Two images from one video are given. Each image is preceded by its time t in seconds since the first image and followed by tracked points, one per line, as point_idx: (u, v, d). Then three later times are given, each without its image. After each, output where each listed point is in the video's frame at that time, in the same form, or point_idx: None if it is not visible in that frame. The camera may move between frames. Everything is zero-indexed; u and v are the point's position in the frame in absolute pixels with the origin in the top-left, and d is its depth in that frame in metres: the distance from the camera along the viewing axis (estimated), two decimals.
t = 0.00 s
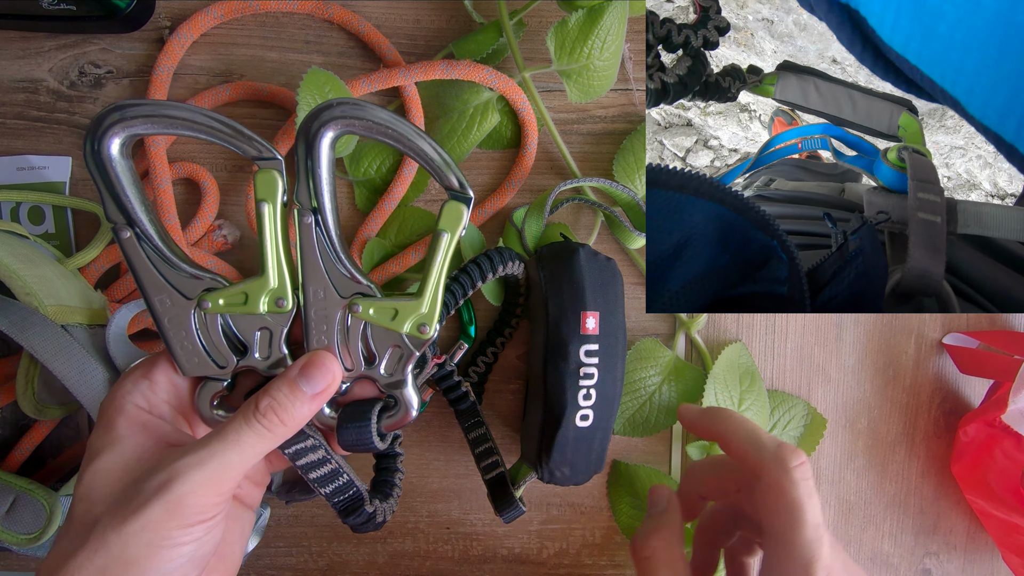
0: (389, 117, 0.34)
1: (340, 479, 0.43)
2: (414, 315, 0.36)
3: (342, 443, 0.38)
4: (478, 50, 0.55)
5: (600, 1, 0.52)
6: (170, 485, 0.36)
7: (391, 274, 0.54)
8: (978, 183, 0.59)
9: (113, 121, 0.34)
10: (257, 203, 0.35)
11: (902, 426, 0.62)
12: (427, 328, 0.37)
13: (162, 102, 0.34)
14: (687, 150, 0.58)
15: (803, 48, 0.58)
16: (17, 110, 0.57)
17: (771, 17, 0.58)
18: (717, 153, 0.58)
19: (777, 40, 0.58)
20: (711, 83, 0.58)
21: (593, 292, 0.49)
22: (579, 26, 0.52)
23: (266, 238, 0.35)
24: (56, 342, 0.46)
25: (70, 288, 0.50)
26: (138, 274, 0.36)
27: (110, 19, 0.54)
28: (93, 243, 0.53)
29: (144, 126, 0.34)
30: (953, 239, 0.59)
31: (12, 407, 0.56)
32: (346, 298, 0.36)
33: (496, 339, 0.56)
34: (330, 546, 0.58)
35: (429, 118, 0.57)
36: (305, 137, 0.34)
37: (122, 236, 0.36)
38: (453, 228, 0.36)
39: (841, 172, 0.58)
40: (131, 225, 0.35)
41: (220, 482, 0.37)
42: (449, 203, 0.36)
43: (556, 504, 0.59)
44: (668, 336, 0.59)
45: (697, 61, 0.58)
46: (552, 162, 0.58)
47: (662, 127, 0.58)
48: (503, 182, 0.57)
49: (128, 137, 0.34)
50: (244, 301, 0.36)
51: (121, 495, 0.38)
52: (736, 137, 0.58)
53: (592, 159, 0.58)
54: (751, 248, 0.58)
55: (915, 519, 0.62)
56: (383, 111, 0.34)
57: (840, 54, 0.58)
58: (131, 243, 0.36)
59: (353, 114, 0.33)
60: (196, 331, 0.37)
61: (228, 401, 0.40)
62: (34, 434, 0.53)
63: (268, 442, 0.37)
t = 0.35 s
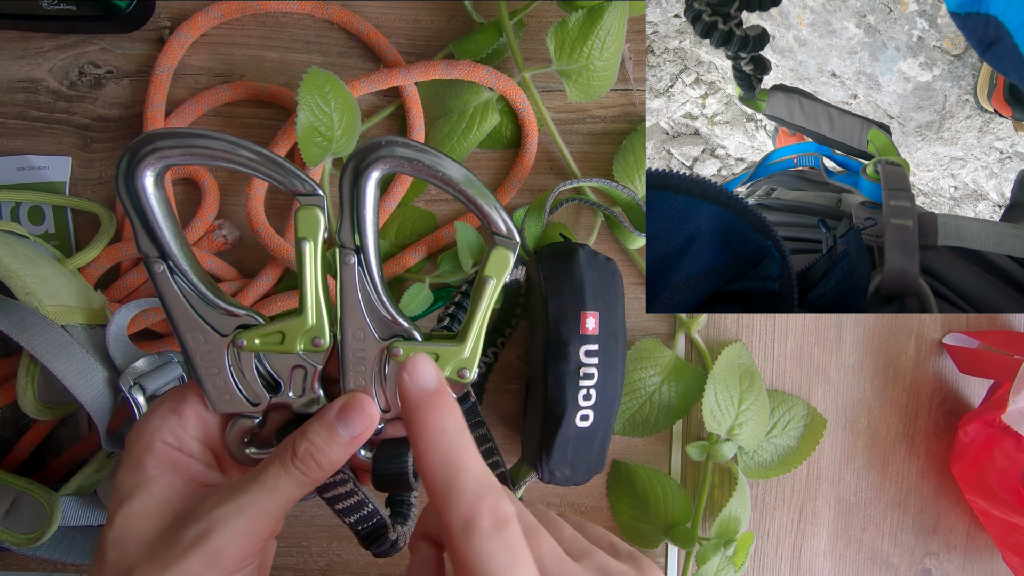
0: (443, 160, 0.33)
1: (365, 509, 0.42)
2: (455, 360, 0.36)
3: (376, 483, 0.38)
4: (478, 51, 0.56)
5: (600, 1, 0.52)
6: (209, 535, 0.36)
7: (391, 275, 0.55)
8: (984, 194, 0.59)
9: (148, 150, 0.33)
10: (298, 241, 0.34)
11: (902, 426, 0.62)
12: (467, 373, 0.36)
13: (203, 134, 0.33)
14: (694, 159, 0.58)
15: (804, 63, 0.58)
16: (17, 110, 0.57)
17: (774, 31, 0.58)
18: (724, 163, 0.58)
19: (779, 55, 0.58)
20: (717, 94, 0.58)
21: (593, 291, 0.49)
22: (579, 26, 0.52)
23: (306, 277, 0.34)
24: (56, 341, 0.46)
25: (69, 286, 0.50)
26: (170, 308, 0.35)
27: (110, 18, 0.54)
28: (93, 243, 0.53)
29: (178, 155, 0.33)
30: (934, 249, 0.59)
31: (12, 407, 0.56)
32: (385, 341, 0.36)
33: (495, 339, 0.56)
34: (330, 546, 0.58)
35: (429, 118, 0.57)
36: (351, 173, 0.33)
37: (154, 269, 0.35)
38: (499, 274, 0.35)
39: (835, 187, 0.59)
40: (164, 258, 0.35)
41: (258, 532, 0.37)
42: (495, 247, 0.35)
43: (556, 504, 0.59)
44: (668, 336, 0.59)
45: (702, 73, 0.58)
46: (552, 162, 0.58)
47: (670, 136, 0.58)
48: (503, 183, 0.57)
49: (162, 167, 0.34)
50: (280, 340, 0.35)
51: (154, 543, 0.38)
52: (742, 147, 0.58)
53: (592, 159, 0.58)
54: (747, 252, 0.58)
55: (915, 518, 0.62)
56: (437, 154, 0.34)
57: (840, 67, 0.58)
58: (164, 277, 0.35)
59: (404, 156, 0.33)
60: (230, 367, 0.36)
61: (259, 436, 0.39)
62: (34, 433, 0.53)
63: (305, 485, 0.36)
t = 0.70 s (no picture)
0: (477, 163, 0.33)
1: (382, 507, 0.42)
2: (483, 364, 0.35)
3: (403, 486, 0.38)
4: (477, 51, 0.55)
5: (601, 1, 0.51)
6: (239, 532, 0.37)
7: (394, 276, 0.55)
8: (987, 214, 0.60)
9: (190, 145, 0.32)
10: (334, 240, 0.33)
11: (902, 426, 0.62)
12: (495, 377, 0.36)
13: (246, 132, 0.32)
14: (694, 180, 0.59)
15: (804, 88, 0.59)
16: (17, 110, 0.57)
17: (773, 57, 0.59)
18: (724, 184, 0.58)
19: (779, 80, 0.59)
20: (717, 116, 0.58)
21: (593, 291, 0.49)
22: (579, 26, 0.52)
23: (341, 275, 0.34)
24: (56, 341, 0.46)
25: (69, 286, 0.50)
26: (204, 304, 0.35)
27: (110, 18, 0.54)
28: (93, 243, 0.53)
29: (220, 153, 0.32)
30: (932, 261, 0.60)
31: (12, 407, 0.56)
32: (415, 343, 0.35)
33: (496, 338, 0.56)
34: (330, 546, 0.58)
35: (430, 118, 0.57)
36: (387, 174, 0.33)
37: (191, 263, 0.34)
38: (530, 280, 0.35)
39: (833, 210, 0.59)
40: (201, 253, 0.34)
41: (285, 528, 0.38)
42: (526, 255, 0.35)
43: (556, 504, 0.59)
44: (668, 336, 0.59)
45: (703, 96, 0.58)
46: (552, 161, 0.58)
47: (670, 158, 0.58)
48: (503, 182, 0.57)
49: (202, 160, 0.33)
50: (312, 339, 0.35)
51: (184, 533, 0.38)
52: (742, 168, 0.59)
53: (592, 159, 0.58)
54: (747, 272, 0.59)
55: (914, 518, 0.62)
56: (473, 158, 0.33)
57: (840, 92, 0.59)
58: (200, 272, 0.34)
59: (442, 161, 0.32)
60: (260, 364, 0.36)
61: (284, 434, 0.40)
62: (35, 434, 0.53)
63: (334, 484, 0.37)
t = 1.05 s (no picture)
0: (468, 164, 0.33)
1: (380, 507, 0.42)
2: (473, 360, 0.35)
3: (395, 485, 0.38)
4: (479, 50, 0.55)
5: (601, 1, 0.51)
6: (231, 530, 0.37)
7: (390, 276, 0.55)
8: (989, 240, 0.60)
9: (173, 149, 0.32)
10: (320, 241, 0.33)
11: (902, 426, 0.62)
12: (484, 373, 0.36)
13: (229, 135, 0.32)
14: (694, 202, 0.59)
15: (804, 119, 0.59)
16: (17, 110, 0.57)
17: (774, 89, 0.58)
18: (724, 207, 0.59)
19: (779, 111, 0.59)
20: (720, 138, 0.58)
21: (593, 292, 0.49)
22: (579, 26, 0.52)
23: (327, 275, 0.34)
24: (56, 342, 0.46)
25: (68, 286, 0.50)
26: (194, 307, 0.35)
27: (110, 19, 0.54)
28: (93, 244, 0.53)
29: (204, 156, 0.33)
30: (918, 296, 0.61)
31: (12, 407, 0.56)
32: (404, 340, 0.35)
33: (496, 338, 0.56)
34: (330, 546, 0.58)
35: (429, 118, 0.57)
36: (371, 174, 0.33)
37: (179, 266, 0.34)
38: (518, 275, 0.35)
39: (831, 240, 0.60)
40: (189, 256, 0.34)
41: (278, 526, 0.38)
42: (514, 250, 0.35)
43: (556, 504, 0.59)
44: (668, 335, 0.59)
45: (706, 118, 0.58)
46: (552, 161, 0.58)
47: (671, 179, 0.59)
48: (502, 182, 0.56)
49: (188, 165, 0.33)
50: (301, 339, 0.35)
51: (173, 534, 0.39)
52: (742, 189, 0.59)
53: (592, 159, 0.58)
54: (748, 289, 0.60)
55: (915, 519, 0.62)
56: (461, 156, 0.33)
57: (839, 124, 0.59)
58: (188, 275, 0.34)
59: (425, 157, 0.32)
60: (251, 364, 0.36)
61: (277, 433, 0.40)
62: (35, 434, 0.53)
63: (324, 483, 0.36)
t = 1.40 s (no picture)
0: (465, 157, 0.34)
1: (375, 504, 0.42)
2: (466, 353, 0.36)
3: (389, 482, 0.38)
4: (478, 50, 0.56)
5: (601, 1, 0.51)
6: (218, 526, 0.37)
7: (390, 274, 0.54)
8: (991, 247, 0.61)
9: (163, 142, 0.33)
10: (309, 232, 0.34)
11: (902, 426, 0.62)
12: (478, 366, 0.36)
13: (220, 127, 0.33)
14: (693, 209, 0.58)
15: (802, 129, 0.59)
16: (17, 110, 0.57)
17: (771, 98, 0.59)
18: (723, 212, 0.59)
19: (777, 120, 0.59)
20: (719, 144, 0.58)
21: (592, 292, 0.49)
22: (579, 26, 0.52)
23: (317, 266, 0.34)
24: (57, 342, 0.46)
25: (69, 287, 0.50)
26: (183, 300, 0.35)
27: (109, 19, 0.54)
28: (93, 244, 0.53)
29: (194, 147, 0.33)
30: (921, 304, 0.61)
31: (12, 407, 0.56)
32: (395, 332, 0.35)
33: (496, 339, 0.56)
34: (330, 546, 0.58)
35: (429, 118, 0.57)
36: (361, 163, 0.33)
37: (168, 259, 0.35)
38: (511, 266, 0.35)
39: (832, 243, 0.60)
40: (178, 249, 0.35)
41: (266, 522, 0.38)
42: (506, 240, 0.35)
43: (556, 504, 0.59)
44: (668, 335, 0.59)
45: (706, 125, 0.58)
46: (552, 162, 0.58)
47: (670, 185, 0.58)
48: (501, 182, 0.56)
49: (177, 158, 0.34)
50: (291, 332, 0.35)
51: (164, 528, 0.39)
52: (742, 196, 0.59)
53: (592, 159, 0.58)
54: (741, 300, 0.59)
55: (915, 519, 0.62)
56: (459, 150, 0.34)
57: (837, 133, 0.59)
58: (178, 267, 0.35)
59: (414, 147, 0.33)
60: (241, 358, 0.36)
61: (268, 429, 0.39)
62: (34, 434, 0.53)
63: (315, 479, 0.36)
